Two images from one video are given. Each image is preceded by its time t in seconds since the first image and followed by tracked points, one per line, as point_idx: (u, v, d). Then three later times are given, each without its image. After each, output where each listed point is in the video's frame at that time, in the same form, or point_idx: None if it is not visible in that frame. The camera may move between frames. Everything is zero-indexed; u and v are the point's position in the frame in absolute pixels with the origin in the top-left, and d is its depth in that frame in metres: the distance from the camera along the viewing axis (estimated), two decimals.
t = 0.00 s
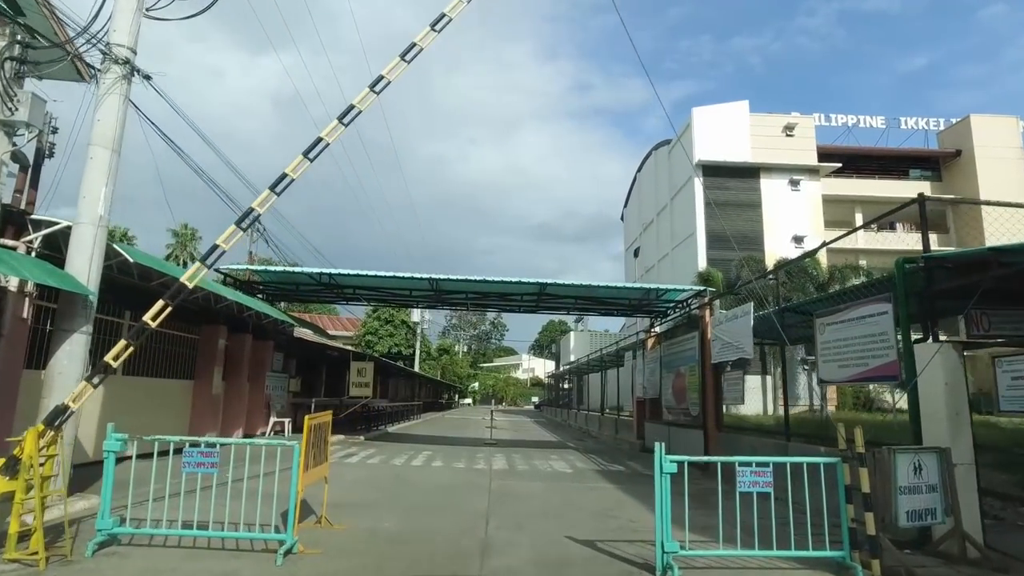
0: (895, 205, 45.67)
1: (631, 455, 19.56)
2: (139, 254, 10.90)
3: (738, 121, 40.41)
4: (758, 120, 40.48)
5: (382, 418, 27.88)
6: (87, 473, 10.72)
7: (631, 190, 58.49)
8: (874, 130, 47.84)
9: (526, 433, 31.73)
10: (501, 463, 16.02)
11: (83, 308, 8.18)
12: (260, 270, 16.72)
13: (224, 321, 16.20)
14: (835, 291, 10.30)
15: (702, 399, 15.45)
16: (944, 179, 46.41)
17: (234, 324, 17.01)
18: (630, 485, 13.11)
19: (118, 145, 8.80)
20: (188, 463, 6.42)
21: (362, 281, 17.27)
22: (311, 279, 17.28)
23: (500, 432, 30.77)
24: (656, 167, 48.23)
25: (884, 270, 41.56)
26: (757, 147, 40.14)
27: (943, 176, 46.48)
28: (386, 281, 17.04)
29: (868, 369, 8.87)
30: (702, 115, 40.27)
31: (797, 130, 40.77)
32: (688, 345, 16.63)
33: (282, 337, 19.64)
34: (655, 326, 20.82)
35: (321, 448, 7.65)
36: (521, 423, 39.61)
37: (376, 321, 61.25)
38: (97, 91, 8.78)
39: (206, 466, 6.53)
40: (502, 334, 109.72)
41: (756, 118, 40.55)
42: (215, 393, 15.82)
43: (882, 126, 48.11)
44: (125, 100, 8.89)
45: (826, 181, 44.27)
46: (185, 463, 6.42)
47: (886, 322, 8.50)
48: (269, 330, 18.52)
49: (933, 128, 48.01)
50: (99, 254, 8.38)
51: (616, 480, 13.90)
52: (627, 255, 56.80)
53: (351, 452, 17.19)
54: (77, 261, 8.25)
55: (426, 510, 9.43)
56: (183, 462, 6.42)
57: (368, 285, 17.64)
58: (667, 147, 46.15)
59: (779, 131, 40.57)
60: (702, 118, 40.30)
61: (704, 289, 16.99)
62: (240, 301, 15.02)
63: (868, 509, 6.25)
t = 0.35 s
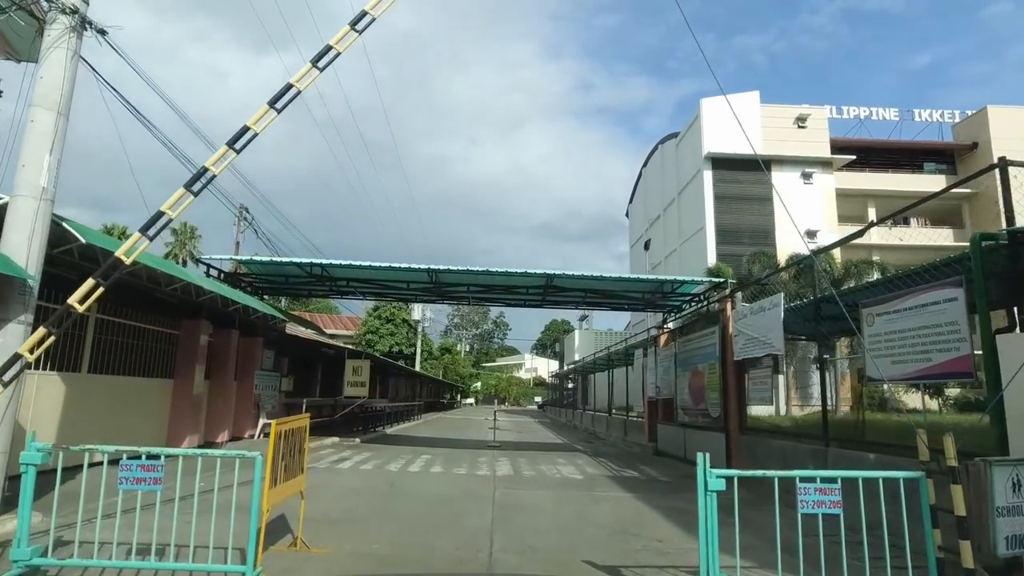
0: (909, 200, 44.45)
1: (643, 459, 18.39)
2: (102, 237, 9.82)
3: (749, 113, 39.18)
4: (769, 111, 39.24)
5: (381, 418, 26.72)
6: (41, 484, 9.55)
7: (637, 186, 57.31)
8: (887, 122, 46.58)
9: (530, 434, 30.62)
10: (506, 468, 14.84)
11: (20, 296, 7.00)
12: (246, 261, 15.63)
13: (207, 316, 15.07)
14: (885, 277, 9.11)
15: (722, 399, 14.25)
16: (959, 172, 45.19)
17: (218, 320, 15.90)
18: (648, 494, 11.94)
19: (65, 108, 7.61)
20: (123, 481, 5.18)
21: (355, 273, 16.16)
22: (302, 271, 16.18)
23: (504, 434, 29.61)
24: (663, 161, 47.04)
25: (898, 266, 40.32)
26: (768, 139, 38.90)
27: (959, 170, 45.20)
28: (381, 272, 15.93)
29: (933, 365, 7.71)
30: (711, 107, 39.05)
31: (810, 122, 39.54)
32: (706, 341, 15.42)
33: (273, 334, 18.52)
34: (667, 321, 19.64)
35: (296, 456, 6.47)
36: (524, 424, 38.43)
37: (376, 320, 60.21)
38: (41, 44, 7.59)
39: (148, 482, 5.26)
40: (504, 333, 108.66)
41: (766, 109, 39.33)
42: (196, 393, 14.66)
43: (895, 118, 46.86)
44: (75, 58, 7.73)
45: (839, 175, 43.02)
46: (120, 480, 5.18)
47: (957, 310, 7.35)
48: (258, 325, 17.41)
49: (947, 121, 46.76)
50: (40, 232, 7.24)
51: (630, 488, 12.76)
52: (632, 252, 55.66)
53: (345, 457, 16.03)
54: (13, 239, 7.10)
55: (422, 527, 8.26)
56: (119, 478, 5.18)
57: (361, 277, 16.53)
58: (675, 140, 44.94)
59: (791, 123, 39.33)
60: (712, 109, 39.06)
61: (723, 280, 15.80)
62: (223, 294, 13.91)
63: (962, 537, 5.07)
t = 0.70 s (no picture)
0: (921, 195, 43.41)
1: (655, 462, 17.40)
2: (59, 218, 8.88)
3: (757, 105, 38.17)
4: (778, 103, 38.23)
5: (379, 418, 25.75)
6: None
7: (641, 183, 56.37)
8: (898, 116, 45.56)
9: (534, 435, 29.66)
10: (510, 473, 13.85)
11: None
12: (231, 252, 14.68)
13: (190, 309, 14.09)
14: (939, 260, 8.11)
15: (742, 398, 13.25)
16: (972, 167, 44.16)
17: (202, 315, 14.91)
18: (665, 502, 10.95)
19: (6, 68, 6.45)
20: (41, 499, 4.19)
21: (347, 264, 15.19)
22: (291, 262, 15.22)
23: (507, 435, 28.63)
24: (669, 156, 46.09)
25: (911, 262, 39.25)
26: (777, 132, 37.89)
27: (971, 164, 44.21)
28: (374, 263, 14.95)
29: (1002, 359, 6.75)
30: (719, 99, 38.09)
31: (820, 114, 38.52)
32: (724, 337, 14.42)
33: (263, 330, 17.56)
34: (679, 316, 18.72)
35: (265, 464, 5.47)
36: (528, 425, 37.46)
37: (377, 319, 59.48)
38: None
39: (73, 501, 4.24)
40: (506, 333, 107.75)
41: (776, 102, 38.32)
42: (178, 392, 13.68)
43: (906, 111, 45.83)
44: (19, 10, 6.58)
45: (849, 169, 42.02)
46: (37, 498, 4.19)
47: None
48: (247, 320, 16.43)
49: (959, 114, 45.73)
50: None
51: (645, 495, 11.77)
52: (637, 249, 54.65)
53: (338, 460, 15.03)
54: None
55: (417, 545, 7.24)
56: (37, 495, 4.19)
57: (354, 268, 15.56)
58: (681, 134, 43.95)
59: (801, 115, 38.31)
60: (719, 101, 38.06)
61: (741, 272, 14.80)
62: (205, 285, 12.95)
63: None
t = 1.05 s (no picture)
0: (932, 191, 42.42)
1: (665, 467, 16.43)
2: (9, 199, 7.93)
3: (765, 98, 37.16)
4: (787, 96, 37.22)
5: (376, 419, 24.78)
6: None
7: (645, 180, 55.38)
8: (908, 110, 44.55)
9: (536, 436, 28.70)
10: (513, 480, 12.89)
11: None
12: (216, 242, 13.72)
13: (171, 304, 13.15)
14: (1002, 243, 7.14)
15: (763, 399, 12.28)
16: (984, 162, 43.17)
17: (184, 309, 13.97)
18: (683, 513, 9.99)
19: None
20: None
21: (338, 255, 14.20)
22: (279, 253, 14.24)
23: (509, 436, 27.70)
24: (674, 152, 45.11)
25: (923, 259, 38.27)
26: (786, 127, 36.89)
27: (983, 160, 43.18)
28: (367, 253, 13.97)
29: None
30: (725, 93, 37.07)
31: (829, 108, 37.52)
32: (742, 333, 13.43)
33: (252, 326, 16.62)
34: (691, 312, 17.77)
35: (219, 480, 4.52)
36: (530, 426, 36.52)
37: (377, 319, 58.69)
38: None
39: None
40: (507, 333, 106.85)
41: (784, 95, 37.29)
42: (157, 393, 12.75)
43: (916, 106, 44.84)
44: None
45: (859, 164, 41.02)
46: None
47: None
48: (234, 316, 15.49)
49: (970, 109, 44.75)
50: None
51: (660, 504, 10.82)
52: (640, 247, 53.68)
53: (328, 466, 14.09)
54: None
55: (407, 568, 6.28)
56: None
57: (345, 260, 14.57)
58: (686, 129, 42.99)
59: (811, 109, 37.26)
60: (726, 94, 37.06)
61: (761, 263, 13.80)
62: (184, 277, 12.01)
63: None
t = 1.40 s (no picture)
0: (937, 194, 41.82)
1: (673, 480, 15.66)
2: None
3: (768, 100, 36.56)
4: (790, 98, 36.62)
5: (372, 428, 24.03)
6: None
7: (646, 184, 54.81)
8: (912, 113, 43.96)
9: (536, 446, 27.92)
10: (513, 496, 12.11)
11: None
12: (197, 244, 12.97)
13: (149, 309, 12.37)
14: None
15: (779, 409, 11.53)
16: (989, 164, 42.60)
17: (162, 314, 13.15)
18: (697, 535, 9.22)
19: None
20: None
21: (328, 257, 13.45)
22: (266, 255, 13.49)
23: (508, 446, 26.92)
24: (675, 155, 44.51)
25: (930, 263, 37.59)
26: (789, 128, 36.29)
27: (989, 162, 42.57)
28: (358, 256, 13.21)
29: None
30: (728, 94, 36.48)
31: (833, 109, 36.92)
32: (755, 339, 12.70)
33: (239, 332, 15.85)
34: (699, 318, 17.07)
35: (158, 520, 3.71)
36: (530, 434, 35.74)
37: (375, 325, 58.07)
38: None
39: None
40: (506, 339, 106.10)
41: (787, 97, 36.68)
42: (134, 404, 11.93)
43: (920, 108, 44.28)
44: None
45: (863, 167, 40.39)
46: None
47: None
48: (219, 322, 14.71)
49: (975, 111, 44.23)
50: None
51: (672, 524, 10.07)
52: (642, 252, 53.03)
53: (316, 481, 13.31)
54: None
55: None
56: None
57: (335, 262, 13.82)
58: (688, 132, 42.40)
59: (814, 110, 36.66)
60: (729, 96, 36.44)
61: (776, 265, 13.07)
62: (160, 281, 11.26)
63: None
